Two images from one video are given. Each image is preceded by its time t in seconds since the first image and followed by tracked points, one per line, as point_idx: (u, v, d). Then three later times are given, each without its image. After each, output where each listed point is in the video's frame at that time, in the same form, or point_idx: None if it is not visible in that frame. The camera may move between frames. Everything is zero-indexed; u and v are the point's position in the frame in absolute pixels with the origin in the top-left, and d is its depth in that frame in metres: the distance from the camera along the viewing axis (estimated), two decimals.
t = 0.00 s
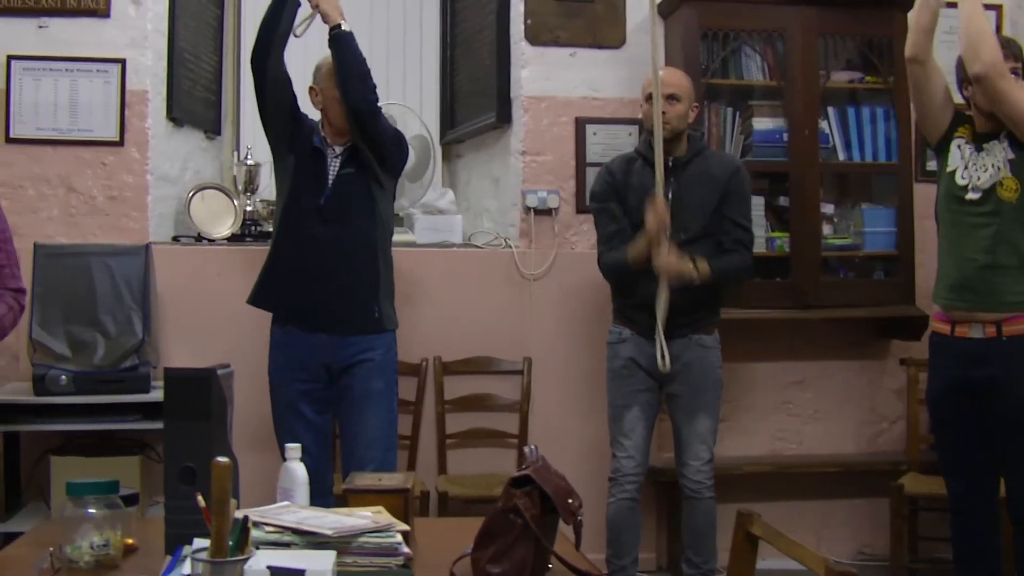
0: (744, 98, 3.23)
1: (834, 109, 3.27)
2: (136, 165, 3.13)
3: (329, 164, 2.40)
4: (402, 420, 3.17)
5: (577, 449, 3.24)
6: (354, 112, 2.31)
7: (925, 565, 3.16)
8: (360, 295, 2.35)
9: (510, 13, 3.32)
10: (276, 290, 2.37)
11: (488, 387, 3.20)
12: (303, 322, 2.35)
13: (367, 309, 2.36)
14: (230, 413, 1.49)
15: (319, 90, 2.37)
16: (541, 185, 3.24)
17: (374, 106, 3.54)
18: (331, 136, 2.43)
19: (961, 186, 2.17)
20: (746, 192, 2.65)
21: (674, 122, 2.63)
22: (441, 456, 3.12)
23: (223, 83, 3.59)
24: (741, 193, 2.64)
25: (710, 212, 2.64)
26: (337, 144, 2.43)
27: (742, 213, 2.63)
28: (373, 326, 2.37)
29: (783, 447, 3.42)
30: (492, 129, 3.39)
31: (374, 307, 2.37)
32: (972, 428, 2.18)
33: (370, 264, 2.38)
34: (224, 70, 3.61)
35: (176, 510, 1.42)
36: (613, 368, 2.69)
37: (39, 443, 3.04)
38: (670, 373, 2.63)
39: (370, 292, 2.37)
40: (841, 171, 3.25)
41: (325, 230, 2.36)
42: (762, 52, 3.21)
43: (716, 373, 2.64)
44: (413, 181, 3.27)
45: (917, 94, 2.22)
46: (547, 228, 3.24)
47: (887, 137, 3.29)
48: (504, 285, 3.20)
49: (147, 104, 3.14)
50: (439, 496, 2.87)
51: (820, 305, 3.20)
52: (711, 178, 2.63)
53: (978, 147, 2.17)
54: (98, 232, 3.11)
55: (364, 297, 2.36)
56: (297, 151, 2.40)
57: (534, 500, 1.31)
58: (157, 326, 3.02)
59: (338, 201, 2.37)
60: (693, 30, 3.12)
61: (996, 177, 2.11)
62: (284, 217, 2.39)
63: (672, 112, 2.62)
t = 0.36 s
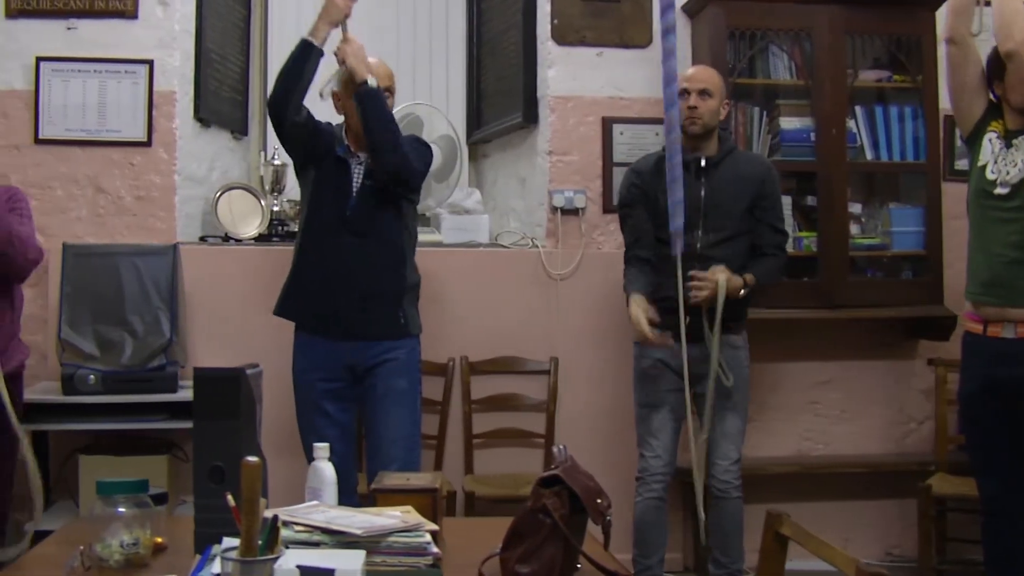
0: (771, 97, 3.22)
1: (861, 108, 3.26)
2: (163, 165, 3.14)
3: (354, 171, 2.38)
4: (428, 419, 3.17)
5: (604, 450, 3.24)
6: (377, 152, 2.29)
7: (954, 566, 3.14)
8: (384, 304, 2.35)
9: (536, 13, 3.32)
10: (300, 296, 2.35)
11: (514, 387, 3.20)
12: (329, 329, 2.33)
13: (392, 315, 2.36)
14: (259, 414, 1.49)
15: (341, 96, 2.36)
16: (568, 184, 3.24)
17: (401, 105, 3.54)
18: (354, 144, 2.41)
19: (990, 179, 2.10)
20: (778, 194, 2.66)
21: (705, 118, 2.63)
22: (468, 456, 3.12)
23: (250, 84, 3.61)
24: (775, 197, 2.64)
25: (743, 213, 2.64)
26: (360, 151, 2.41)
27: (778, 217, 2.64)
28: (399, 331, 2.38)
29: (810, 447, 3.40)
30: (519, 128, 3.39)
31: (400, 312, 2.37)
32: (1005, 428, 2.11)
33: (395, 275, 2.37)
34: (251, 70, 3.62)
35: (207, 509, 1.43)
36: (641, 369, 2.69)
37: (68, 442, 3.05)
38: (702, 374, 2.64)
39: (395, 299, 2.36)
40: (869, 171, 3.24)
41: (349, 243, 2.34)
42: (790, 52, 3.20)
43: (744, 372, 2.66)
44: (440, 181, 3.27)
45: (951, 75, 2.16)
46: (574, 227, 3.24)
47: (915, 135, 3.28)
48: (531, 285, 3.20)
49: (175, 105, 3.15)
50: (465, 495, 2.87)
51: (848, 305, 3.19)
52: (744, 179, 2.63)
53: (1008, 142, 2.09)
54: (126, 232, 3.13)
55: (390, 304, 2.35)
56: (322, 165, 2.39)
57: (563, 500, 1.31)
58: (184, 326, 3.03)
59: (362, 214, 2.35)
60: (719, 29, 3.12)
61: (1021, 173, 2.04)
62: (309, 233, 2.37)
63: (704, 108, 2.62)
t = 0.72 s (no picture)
0: (797, 96, 3.21)
1: (888, 108, 3.24)
2: (190, 166, 3.15)
3: (378, 182, 2.38)
4: (454, 419, 3.17)
5: (630, 450, 3.23)
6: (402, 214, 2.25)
7: (982, 567, 3.13)
8: (413, 311, 2.35)
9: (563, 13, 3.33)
10: (326, 305, 2.35)
11: (540, 387, 3.20)
12: (356, 346, 2.34)
13: (419, 322, 2.35)
14: (287, 414, 1.49)
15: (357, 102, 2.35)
16: (594, 184, 3.24)
17: (427, 105, 3.55)
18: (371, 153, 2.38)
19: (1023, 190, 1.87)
20: (796, 185, 2.62)
21: (728, 114, 2.63)
22: (494, 456, 3.12)
23: (276, 85, 3.62)
24: (790, 184, 2.61)
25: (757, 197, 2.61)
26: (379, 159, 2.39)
27: (788, 195, 2.59)
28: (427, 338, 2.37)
29: (837, 448, 3.39)
30: (544, 128, 3.39)
31: (427, 319, 2.37)
32: None
33: (421, 286, 2.37)
34: (277, 71, 3.63)
35: (237, 508, 1.44)
36: (665, 369, 2.68)
37: (95, 441, 3.07)
38: (722, 375, 2.61)
39: (423, 305, 2.36)
40: (896, 170, 3.23)
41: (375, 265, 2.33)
42: (816, 51, 3.19)
43: (768, 373, 2.62)
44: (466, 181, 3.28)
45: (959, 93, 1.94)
46: (601, 227, 3.25)
47: (942, 135, 3.27)
48: (557, 284, 3.20)
49: (201, 105, 3.16)
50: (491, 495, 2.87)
51: (875, 306, 3.18)
52: (760, 170, 2.63)
53: None
54: (153, 232, 3.14)
55: (417, 309, 2.36)
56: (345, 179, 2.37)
57: (591, 499, 1.31)
58: (211, 326, 3.04)
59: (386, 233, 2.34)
60: (746, 29, 3.12)
61: None
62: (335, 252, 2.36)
63: (727, 102, 2.62)
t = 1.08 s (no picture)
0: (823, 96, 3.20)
1: (914, 106, 3.23)
2: (216, 166, 3.16)
3: (402, 183, 2.38)
4: (479, 419, 3.18)
5: (654, 451, 3.22)
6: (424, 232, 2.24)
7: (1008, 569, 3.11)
8: (440, 312, 2.36)
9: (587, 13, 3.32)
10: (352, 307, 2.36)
11: (565, 387, 3.20)
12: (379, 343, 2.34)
13: (446, 324, 2.36)
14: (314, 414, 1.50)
15: (380, 103, 2.37)
16: (618, 184, 3.24)
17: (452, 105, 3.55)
18: (394, 154, 2.39)
19: None
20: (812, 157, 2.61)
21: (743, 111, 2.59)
22: (518, 456, 3.12)
23: (301, 85, 3.63)
24: (808, 156, 2.59)
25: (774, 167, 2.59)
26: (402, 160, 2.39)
27: (805, 159, 2.58)
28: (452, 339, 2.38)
29: (862, 448, 3.38)
30: (569, 128, 3.39)
31: (454, 320, 2.38)
32: None
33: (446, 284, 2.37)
34: (302, 71, 3.64)
35: (264, 508, 1.44)
36: (686, 370, 2.67)
37: (121, 441, 3.08)
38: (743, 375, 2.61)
39: (450, 307, 2.37)
40: (923, 169, 3.21)
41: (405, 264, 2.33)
42: (841, 50, 3.17)
43: (788, 374, 2.59)
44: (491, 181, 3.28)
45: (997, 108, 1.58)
46: (625, 227, 3.24)
47: (969, 134, 3.26)
48: (582, 284, 3.20)
49: (226, 106, 3.17)
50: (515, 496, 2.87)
51: (901, 306, 3.17)
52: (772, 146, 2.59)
53: None
54: (179, 232, 3.15)
55: (443, 311, 2.37)
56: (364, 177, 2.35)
57: (618, 500, 1.31)
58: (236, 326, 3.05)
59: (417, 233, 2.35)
60: (771, 28, 3.12)
61: None
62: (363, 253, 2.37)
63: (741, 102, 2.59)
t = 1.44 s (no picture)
0: (846, 95, 3.20)
1: (938, 106, 3.22)
2: (238, 167, 3.17)
3: (423, 179, 2.40)
4: (502, 419, 3.18)
5: (676, 451, 3.21)
6: (435, 224, 2.23)
7: None
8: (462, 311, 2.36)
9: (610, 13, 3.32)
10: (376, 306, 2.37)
11: (588, 387, 3.20)
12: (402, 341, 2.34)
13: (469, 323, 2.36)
14: (338, 412, 1.50)
15: (408, 100, 2.35)
16: (641, 183, 3.24)
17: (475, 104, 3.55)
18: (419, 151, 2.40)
19: None
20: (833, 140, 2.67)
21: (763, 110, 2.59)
22: (541, 456, 3.12)
23: (323, 86, 3.64)
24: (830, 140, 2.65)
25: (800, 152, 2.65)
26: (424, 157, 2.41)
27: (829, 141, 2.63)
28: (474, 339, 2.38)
29: (886, 449, 3.37)
30: (591, 128, 3.39)
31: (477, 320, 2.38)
32: None
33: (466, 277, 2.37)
34: (324, 72, 3.65)
35: (289, 508, 1.44)
36: (708, 370, 2.67)
37: (144, 440, 3.09)
38: (765, 375, 2.60)
39: (472, 305, 2.37)
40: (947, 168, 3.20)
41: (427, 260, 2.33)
42: (865, 48, 3.17)
43: (810, 375, 2.59)
44: (513, 181, 3.28)
45: None
46: (648, 228, 3.24)
47: (993, 134, 3.24)
48: (604, 284, 3.19)
49: (249, 106, 3.18)
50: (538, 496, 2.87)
51: (923, 305, 3.16)
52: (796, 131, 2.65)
53: None
54: (202, 232, 3.16)
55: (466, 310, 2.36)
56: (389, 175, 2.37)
57: (643, 499, 1.31)
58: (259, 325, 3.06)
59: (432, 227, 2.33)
60: (794, 26, 3.11)
61: None
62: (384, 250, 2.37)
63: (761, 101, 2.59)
